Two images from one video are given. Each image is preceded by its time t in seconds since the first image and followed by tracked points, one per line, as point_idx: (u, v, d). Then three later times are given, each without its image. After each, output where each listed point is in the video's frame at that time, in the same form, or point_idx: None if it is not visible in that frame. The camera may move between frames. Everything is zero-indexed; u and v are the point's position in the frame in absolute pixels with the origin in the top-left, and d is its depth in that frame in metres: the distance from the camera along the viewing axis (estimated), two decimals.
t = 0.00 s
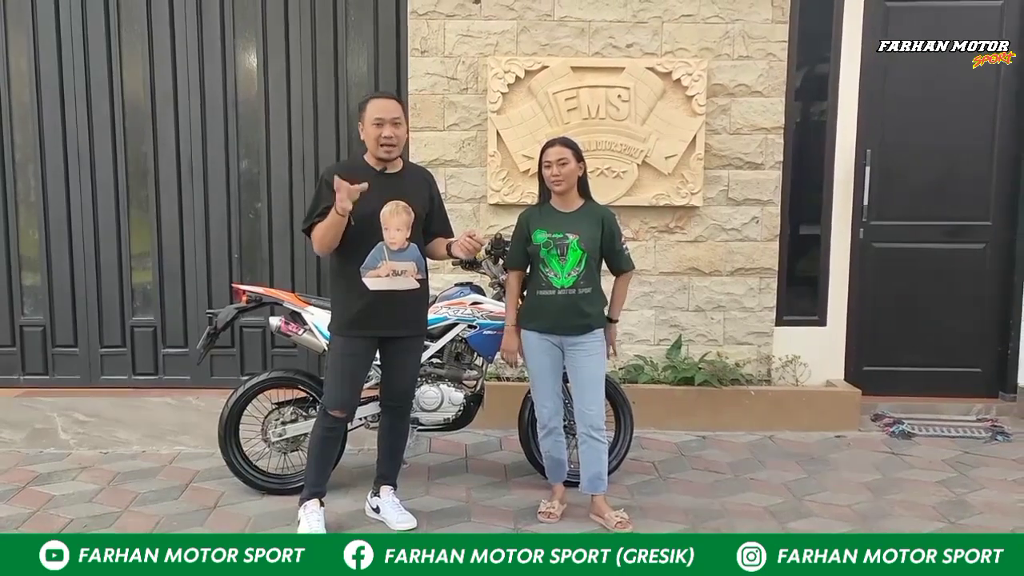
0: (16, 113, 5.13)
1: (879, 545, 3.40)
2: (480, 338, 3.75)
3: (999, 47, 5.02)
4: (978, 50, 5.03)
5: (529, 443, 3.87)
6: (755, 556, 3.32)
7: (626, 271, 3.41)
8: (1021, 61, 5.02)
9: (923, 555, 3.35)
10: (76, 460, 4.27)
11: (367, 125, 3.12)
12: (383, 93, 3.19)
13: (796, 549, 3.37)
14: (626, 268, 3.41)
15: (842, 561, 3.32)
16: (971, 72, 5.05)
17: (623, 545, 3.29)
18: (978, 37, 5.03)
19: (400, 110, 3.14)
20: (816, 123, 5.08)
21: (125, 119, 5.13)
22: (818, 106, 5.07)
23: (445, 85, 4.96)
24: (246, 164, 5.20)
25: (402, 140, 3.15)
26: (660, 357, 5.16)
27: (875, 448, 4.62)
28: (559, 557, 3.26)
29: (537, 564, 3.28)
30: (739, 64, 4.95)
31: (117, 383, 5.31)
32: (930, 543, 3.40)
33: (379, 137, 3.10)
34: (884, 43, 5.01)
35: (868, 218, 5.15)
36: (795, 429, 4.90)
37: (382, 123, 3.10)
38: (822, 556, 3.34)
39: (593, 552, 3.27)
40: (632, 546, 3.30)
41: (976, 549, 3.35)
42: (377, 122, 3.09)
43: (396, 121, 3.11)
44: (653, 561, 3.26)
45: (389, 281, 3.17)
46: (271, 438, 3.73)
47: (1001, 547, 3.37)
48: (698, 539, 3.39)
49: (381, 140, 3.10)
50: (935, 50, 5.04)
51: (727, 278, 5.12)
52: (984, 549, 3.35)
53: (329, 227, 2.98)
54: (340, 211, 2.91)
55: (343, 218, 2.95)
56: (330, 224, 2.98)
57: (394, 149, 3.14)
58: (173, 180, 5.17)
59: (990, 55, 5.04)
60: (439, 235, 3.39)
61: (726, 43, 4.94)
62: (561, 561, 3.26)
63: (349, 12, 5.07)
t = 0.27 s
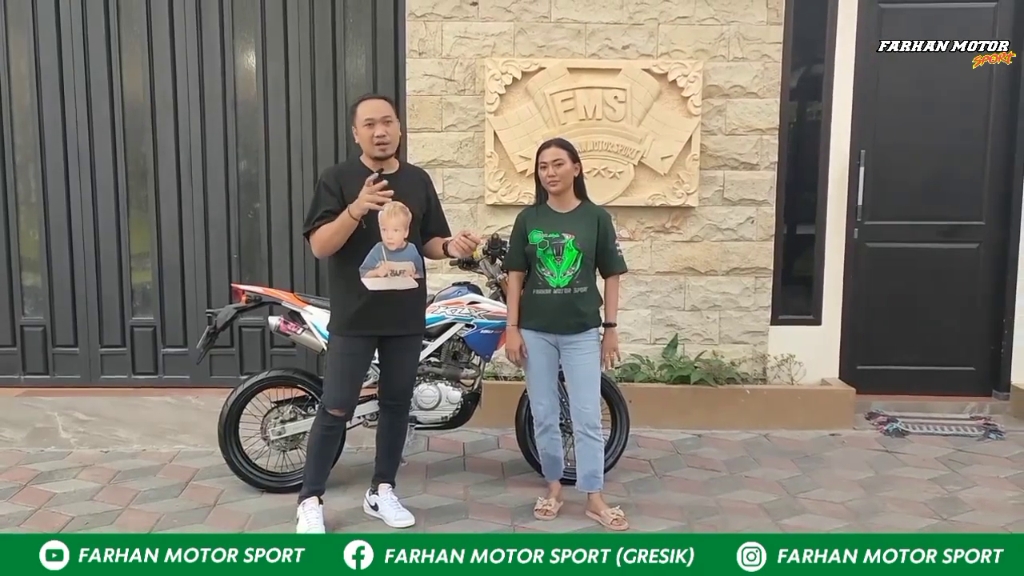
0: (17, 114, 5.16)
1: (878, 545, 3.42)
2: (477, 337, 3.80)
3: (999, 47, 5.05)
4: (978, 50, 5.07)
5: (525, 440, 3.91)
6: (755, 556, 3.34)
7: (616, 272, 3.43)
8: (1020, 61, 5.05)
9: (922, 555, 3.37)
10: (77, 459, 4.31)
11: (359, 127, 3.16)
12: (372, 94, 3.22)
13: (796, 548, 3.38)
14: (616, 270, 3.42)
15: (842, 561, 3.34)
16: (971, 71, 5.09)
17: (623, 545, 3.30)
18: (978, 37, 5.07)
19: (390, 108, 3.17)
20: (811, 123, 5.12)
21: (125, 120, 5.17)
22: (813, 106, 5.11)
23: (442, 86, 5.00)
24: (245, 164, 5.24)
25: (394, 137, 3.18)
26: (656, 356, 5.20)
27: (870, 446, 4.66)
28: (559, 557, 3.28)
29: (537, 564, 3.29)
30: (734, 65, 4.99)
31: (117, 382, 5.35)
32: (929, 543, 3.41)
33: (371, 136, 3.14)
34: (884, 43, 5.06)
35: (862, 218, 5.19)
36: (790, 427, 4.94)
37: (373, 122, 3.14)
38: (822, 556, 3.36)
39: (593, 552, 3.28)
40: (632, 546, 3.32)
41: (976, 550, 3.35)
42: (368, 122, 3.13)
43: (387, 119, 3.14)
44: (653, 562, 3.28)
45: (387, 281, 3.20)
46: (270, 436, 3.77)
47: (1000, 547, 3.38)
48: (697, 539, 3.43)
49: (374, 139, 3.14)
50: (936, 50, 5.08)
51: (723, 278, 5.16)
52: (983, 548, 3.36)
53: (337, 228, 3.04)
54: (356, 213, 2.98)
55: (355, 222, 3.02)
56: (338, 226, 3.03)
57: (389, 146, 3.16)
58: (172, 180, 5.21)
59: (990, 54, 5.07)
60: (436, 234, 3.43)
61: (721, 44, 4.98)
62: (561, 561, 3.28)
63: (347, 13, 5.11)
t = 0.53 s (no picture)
0: (19, 114, 5.20)
1: (878, 545, 3.44)
2: (476, 336, 3.82)
3: (999, 47, 5.09)
4: (977, 50, 5.10)
5: (524, 438, 3.94)
6: (755, 556, 3.35)
7: (613, 271, 3.41)
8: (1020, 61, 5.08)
9: (923, 555, 3.39)
10: (78, 457, 4.33)
11: (354, 126, 3.19)
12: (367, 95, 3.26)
13: (796, 548, 3.40)
14: (613, 269, 3.41)
15: (842, 561, 3.35)
16: (971, 71, 5.12)
17: (622, 545, 3.33)
18: (978, 37, 5.10)
19: (384, 106, 3.19)
20: (809, 123, 5.15)
21: (126, 120, 5.20)
22: (811, 106, 5.13)
23: (442, 87, 5.03)
24: (246, 163, 5.27)
25: (389, 135, 3.19)
26: (654, 355, 5.23)
27: (867, 444, 4.68)
28: (559, 557, 3.30)
29: (537, 564, 3.31)
30: (732, 66, 5.02)
31: (118, 381, 5.38)
32: (930, 544, 3.43)
33: (366, 134, 3.16)
34: (884, 43, 5.09)
35: (860, 218, 5.22)
36: (787, 425, 4.97)
37: (367, 121, 3.16)
38: (822, 556, 3.37)
39: (593, 552, 3.30)
40: (631, 546, 3.34)
41: (976, 550, 3.38)
42: (363, 121, 3.15)
43: (381, 117, 3.16)
44: (653, 562, 3.30)
45: (387, 280, 3.23)
46: (271, 434, 3.80)
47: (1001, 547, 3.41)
48: (697, 539, 3.45)
49: (369, 137, 3.16)
50: (935, 50, 5.10)
51: (721, 277, 5.19)
52: (985, 549, 3.39)
53: (341, 236, 3.06)
54: (364, 224, 3.02)
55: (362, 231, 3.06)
56: (343, 234, 3.06)
57: (384, 143, 3.18)
58: (173, 180, 5.24)
59: (990, 55, 5.10)
60: (435, 233, 3.46)
61: (720, 45, 5.01)
62: (561, 561, 3.30)
63: (347, 14, 5.14)
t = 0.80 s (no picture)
0: (20, 116, 5.22)
1: (879, 545, 3.44)
2: (476, 337, 3.83)
3: (1000, 47, 5.09)
4: (977, 50, 5.11)
5: (523, 438, 3.94)
6: (755, 556, 3.36)
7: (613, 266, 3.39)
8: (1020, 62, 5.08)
9: (923, 555, 3.39)
10: (79, 457, 4.35)
11: (354, 127, 3.20)
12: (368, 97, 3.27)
13: (796, 548, 3.41)
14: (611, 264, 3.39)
15: (842, 561, 3.36)
16: (971, 71, 5.12)
17: (622, 545, 3.33)
18: (978, 37, 5.10)
19: (385, 107, 3.20)
20: (808, 123, 5.15)
21: (127, 121, 5.21)
22: (810, 106, 5.14)
23: (441, 88, 5.04)
24: (247, 164, 5.28)
25: (390, 136, 3.21)
26: (654, 355, 5.23)
27: (867, 444, 4.68)
28: (559, 557, 3.30)
29: (537, 564, 3.31)
30: (731, 66, 5.02)
31: (119, 381, 5.39)
32: (930, 544, 3.43)
33: (366, 135, 3.17)
34: (884, 43, 5.10)
35: (859, 218, 5.23)
36: (787, 425, 4.97)
37: (367, 122, 3.17)
38: (822, 556, 3.38)
39: (593, 552, 3.31)
40: (631, 545, 3.35)
41: (976, 550, 3.39)
42: (363, 122, 3.16)
43: (381, 118, 3.17)
44: (653, 562, 3.30)
45: (385, 280, 3.24)
46: (271, 434, 3.80)
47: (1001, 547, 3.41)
48: (697, 539, 3.45)
49: (369, 138, 3.17)
50: (935, 50, 5.11)
51: (720, 277, 5.19)
52: (985, 549, 3.39)
53: (336, 235, 3.06)
54: (358, 222, 3.02)
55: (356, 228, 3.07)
56: (337, 232, 3.07)
57: (384, 144, 3.19)
58: (174, 181, 5.26)
59: (990, 55, 5.11)
60: (434, 233, 3.46)
61: (719, 45, 5.01)
62: (561, 561, 3.30)
63: (347, 15, 5.15)
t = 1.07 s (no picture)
0: (23, 116, 5.23)
1: (879, 545, 3.43)
2: (476, 336, 3.82)
3: (1000, 47, 5.07)
4: (977, 50, 5.08)
5: (523, 439, 3.94)
6: (755, 556, 3.35)
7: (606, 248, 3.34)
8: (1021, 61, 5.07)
9: (923, 555, 3.38)
10: (80, 457, 4.35)
11: (352, 127, 3.20)
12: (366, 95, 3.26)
13: (796, 548, 3.40)
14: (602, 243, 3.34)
15: (842, 561, 3.35)
16: (971, 71, 5.10)
17: (622, 545, 3.33)
18: (979, 37, 5.08)
19: (382, 108, 3.20)
20: (811, 123, 5.14)
21: (129, 121, 5.22)
22: (812, 105, 5.12)
23: (442, 87, 5.04)
24: (249, 164, 5.29)
25: (387, 136, 3.21)
26: (655, 355, 5.22)
27: (869, 444, 4.67)
28: (559, 557, 3.30)
29: (537, 564, 3.31)
30: (733, 65, 5.01)
31: (121, 381, 5.40)
32: (930, 544, 3.42)
33: (364, 136, 3.17)
34: (883, 43, 5.08)
35: (861, 218, 5.21)
36: (789, 425, 4.96)
37: (365, 122, 3.17)
38: (822, 556, 3.37)
39: (593, 552, 3.31)
40: (631, 546, 3.34)
41: (976, 550, 3.38)
42: (361, 123, 3.17)
43: (379, 119, 3.17)
44: (653, 562, 3.30)
45: (385, 279, 3.23)
46: (270, 434, 3.81)
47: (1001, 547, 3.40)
48: (697, 539, 3.45)
49: (367, 139, 3.17)
50: (935, 50, 5.09)
51: (722, 277, 5.18)
52: (984, 549, 3.38)
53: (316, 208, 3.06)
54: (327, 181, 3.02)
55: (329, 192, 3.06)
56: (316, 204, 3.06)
57: (382, 145, 3.19)
58: (176, 181, 5.26)
59: (991, 55, 5.08)
60: (435, 231, 3.45)
61: (721, 44, 5.00)
62: (561, 561, 3.30)
63: (349, 16, 5.15)
